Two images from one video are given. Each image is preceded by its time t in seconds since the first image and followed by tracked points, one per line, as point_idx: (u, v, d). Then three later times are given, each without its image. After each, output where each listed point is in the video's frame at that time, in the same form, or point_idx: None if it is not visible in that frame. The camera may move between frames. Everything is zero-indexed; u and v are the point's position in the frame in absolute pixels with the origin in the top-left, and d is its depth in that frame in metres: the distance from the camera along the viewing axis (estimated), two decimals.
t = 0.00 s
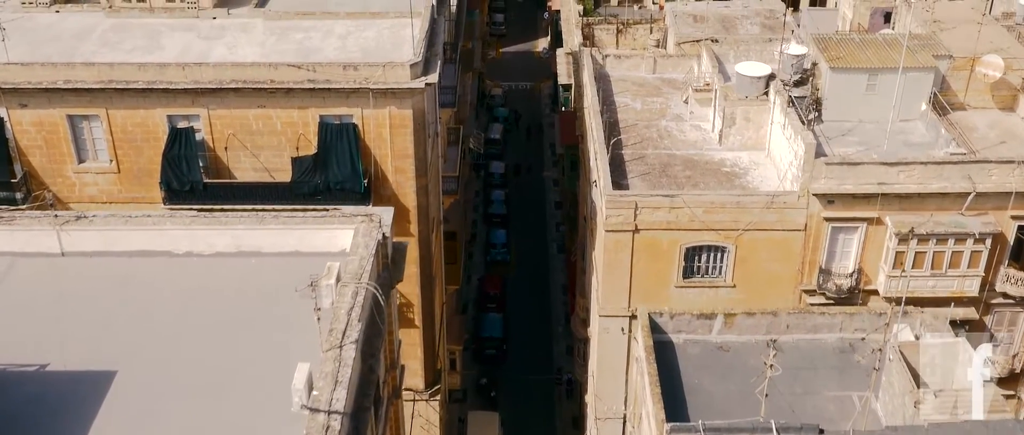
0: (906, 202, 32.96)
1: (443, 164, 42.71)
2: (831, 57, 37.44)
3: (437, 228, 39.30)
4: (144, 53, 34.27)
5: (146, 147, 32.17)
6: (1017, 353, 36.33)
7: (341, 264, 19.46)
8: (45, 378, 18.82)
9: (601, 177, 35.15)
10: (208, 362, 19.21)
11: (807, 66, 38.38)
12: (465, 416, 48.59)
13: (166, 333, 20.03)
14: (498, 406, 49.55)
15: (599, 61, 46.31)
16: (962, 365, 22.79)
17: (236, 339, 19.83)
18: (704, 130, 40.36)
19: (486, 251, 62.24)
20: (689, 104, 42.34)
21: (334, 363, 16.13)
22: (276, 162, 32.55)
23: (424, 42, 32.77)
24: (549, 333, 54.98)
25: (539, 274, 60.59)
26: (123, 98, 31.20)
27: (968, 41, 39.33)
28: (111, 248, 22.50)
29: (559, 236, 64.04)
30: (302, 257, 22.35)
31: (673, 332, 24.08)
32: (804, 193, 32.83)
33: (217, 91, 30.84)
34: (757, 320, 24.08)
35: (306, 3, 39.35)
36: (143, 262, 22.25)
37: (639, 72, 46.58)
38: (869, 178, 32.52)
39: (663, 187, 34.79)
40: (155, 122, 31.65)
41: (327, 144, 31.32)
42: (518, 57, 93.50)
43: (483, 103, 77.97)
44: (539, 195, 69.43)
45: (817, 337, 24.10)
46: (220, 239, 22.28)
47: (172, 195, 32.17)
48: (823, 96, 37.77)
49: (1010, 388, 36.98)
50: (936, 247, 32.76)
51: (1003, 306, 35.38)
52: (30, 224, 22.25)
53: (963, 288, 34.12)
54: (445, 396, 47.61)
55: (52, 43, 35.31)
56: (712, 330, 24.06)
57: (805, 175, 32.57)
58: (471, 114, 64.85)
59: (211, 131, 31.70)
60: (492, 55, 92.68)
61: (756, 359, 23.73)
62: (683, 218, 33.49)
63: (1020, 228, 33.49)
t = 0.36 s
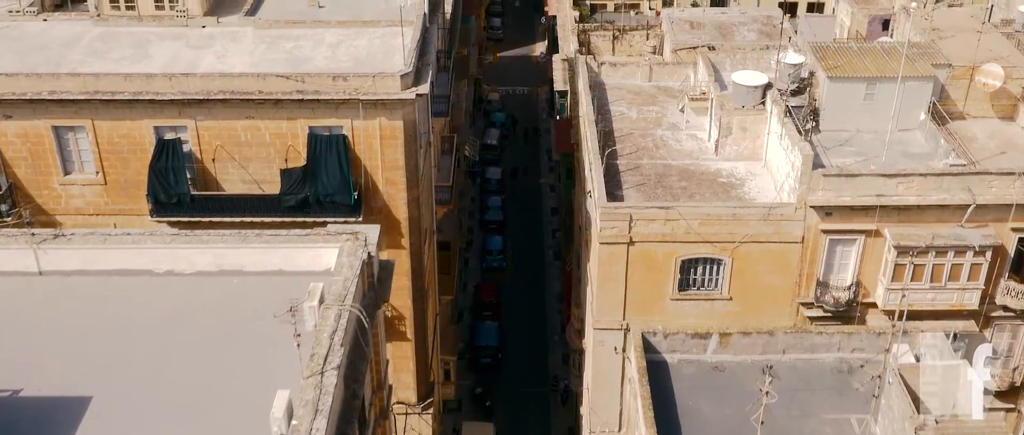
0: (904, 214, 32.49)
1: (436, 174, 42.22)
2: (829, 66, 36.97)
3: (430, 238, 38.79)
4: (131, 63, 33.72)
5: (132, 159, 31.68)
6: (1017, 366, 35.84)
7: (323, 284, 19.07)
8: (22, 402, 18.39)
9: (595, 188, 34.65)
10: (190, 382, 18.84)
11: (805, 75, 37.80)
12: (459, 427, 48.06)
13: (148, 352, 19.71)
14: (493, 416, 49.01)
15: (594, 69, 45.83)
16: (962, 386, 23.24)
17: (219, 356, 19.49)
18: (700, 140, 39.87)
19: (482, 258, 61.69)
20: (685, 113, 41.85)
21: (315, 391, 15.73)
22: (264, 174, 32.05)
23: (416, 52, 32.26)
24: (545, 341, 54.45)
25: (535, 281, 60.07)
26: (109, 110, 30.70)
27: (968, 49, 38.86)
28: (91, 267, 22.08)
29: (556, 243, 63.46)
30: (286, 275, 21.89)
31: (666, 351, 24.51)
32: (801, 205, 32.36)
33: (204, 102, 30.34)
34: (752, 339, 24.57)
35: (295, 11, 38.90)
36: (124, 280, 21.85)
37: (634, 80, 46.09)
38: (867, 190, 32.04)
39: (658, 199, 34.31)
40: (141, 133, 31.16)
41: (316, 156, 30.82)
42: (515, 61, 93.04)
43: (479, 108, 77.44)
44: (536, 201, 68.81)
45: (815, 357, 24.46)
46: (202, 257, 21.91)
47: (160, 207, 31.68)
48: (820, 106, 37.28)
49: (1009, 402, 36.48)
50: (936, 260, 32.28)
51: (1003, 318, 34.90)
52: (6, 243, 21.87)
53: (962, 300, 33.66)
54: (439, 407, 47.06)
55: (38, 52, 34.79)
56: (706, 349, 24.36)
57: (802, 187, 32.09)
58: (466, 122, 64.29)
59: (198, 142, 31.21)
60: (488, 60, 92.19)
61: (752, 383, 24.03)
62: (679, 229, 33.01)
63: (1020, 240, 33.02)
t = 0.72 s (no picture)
0: (904, 231, 31.83)
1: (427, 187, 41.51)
2: (827, 79, 36.29)
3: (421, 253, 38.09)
4: (114, 77, 32.99)
5: (115, 175, 30.97)
6: (1019, 385, 35.12)
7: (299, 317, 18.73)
8: None
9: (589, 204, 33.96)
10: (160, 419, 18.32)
11: (802, 87, 36.99)
12: None
13: (118, 384, 19.27)
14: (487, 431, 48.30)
15: (588, 80, 45.14)
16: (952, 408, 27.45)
17: (191, 389, 19.01)
18: (696, 154, 39.19)
19: (477, 267, 60.92)
20: (681, 126, 41.18)
21: None
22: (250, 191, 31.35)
23: (404, 66, 31.56)
24: (540, 354, 53.72)
25: (530, 291, 59.32)
26: (91, 126, 30.01)
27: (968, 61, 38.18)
28: (64, 296, 21.63)
29: (551, 252, 62.67)
30: (264, 304, 21.27)
31: (660, 380, 24.57)
32: (799, 222, 31.67)
33: (188, 118, 29.66)
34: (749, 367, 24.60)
35: (283, 24, 38.27)
36: (98, 310, 21.34)
37: (629, 91, 45.38)
38: (866, 207, 31.38)
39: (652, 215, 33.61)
40: (124, 150, 30.47)
41: (303, 173, 30.10)
42: (511, 68, 92.38)
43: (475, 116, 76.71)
44: (531, 210, 68.08)
45: (813, 385, 24.43)
46: (177, 286, 21.38)
47: (143, 225, 30.98)
48: (818, 119, 36.61)
49: (1011, 421, 35.74)
50: (936, 278, 31.62)
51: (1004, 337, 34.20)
52: None
53: (963, 319, 33.00)
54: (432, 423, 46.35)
55: (19, 65, 34.10)
56: (702, 378, 24.44)
57: (799, 204, 31.41)
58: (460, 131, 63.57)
59: (182, 159, 30.53)
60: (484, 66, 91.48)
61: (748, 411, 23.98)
62: (673, 247, 32.31)
63: (1022, 258, 32.36)
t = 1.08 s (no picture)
0: (906, 253, 31.10)
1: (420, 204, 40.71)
2: (827, 95, 35.57)
3: (413, 272, 37.32)
4: (97, 95, 32.20)
5: (97, 197, 30.20)
6: None
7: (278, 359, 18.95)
8: None
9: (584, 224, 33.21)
10: None
11: (802, 104, 36.29)
12: None
13: (87, 423, 18.79)
14: None
15: (584, 94, 44.32)
16: None
17: (162, 429, 18.48)
18: (694, 171, 38.46)
19: (472, 279, 60.06)
20: (678, 142, 40.44)
21: None
22: (236, 212, 30.57)
23: (395, 84, 30.81)
24: (536, 368, 52.92)
25: (527, 304, 58.49)
26: (72, 147, 29.26)
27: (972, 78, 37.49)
28: (38, 332, 21.32)
29: (548, 263, 61.85)
30: (243, 340, 20.85)
31: (655, 417, 24.52)
32: (799, 244, 30.93)
33: (172, 139, 28.91)
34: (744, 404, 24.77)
35: (272, 39, 37.53)
36: (71, 346, 20.97)
37: (626, 105, 44.57)
38: (868, 229, 30.65)
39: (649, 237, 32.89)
40: (106, 171, 29.70)
41: (290, 195, 29.34)
42: (509, 75, 91.61)
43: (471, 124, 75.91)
44: (527, 221, 67.27)
45: (812, 421, 24.57)
46: (154, 322, 21.04)
47: (126, 247, 30.20)
48: (818, 136, 35.85)
49: None
50: (939, 301, 30.90)
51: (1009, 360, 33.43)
52: None
53: (967, 342, 32.26)
54: None
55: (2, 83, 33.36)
56: (698, 414, 24.49)
57: (799, 226, 30.68)
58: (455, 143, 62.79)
59: (166, 180, 29.76)
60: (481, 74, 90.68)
61: None
62: (670, 269, 31.59)
63: None
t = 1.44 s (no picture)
0: (912, 276, 30.41)
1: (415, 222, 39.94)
2: (830, 112, 34.90)
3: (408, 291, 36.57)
4: (85, 114, 31.49)
5: (84, 219, 29.49)
6: None
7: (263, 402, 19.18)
8: None
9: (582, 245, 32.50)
10: None
11: (805, 121, 35.63)
12: None
13: None
14: None
15: (582, 108, 43.51)
16: None
17: None
18: (695, 188, 37.77)
19: (470, 291, 59.22)
20: (679, 159, 39.72)
21: None
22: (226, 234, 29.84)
23: (388, 103, 30.12)
24: (535, 384, 52.13)
25: (525, 317, 57.68)
26: (58, 169, 28.57)
27: (979, 96, 36.87)
28: (15, 370, 21.21)
29: (547, 275, 61.04)
30: (226, 379, 20.84)
31: None
32: (802, 267, 30.24)
33: (160, 161, 28.23)
34: None
35: (265, 54, 36.82)
36: (49, 385, 20.88)
37: (625, 120, 43.76)
38: (873, 251, 29.97)
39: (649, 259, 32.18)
40: (93, 193, 28.99)
41: (281, 218, 28.66)
42: (508, 83, 90.87)
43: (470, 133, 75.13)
44: (526, 231, 66.45)
45: None
46: (133, 360, 21.00)
47: (113, 270, 29.47)
48: (822, 154, 35.16)
49: None
50: (946, 325, 30.17)
51: (1017, 383, 32.70)
52: None
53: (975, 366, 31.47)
54: None
55: None
56: None
57: (803, 248, 30.00)
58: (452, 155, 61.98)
59: (154, 202, 29.05)
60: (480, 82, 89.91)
61: None
62: (671, 292, 30.86)
63: None
